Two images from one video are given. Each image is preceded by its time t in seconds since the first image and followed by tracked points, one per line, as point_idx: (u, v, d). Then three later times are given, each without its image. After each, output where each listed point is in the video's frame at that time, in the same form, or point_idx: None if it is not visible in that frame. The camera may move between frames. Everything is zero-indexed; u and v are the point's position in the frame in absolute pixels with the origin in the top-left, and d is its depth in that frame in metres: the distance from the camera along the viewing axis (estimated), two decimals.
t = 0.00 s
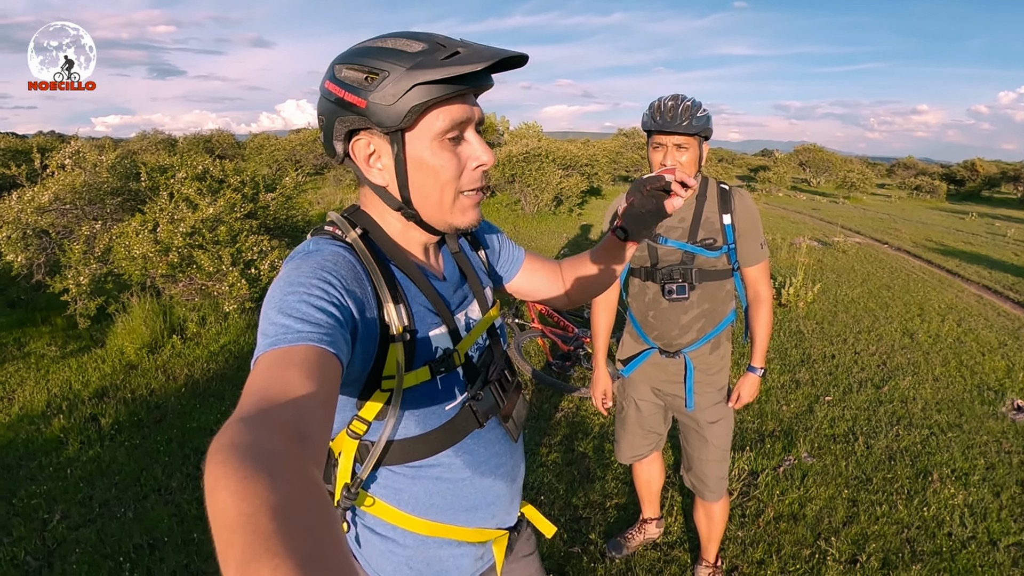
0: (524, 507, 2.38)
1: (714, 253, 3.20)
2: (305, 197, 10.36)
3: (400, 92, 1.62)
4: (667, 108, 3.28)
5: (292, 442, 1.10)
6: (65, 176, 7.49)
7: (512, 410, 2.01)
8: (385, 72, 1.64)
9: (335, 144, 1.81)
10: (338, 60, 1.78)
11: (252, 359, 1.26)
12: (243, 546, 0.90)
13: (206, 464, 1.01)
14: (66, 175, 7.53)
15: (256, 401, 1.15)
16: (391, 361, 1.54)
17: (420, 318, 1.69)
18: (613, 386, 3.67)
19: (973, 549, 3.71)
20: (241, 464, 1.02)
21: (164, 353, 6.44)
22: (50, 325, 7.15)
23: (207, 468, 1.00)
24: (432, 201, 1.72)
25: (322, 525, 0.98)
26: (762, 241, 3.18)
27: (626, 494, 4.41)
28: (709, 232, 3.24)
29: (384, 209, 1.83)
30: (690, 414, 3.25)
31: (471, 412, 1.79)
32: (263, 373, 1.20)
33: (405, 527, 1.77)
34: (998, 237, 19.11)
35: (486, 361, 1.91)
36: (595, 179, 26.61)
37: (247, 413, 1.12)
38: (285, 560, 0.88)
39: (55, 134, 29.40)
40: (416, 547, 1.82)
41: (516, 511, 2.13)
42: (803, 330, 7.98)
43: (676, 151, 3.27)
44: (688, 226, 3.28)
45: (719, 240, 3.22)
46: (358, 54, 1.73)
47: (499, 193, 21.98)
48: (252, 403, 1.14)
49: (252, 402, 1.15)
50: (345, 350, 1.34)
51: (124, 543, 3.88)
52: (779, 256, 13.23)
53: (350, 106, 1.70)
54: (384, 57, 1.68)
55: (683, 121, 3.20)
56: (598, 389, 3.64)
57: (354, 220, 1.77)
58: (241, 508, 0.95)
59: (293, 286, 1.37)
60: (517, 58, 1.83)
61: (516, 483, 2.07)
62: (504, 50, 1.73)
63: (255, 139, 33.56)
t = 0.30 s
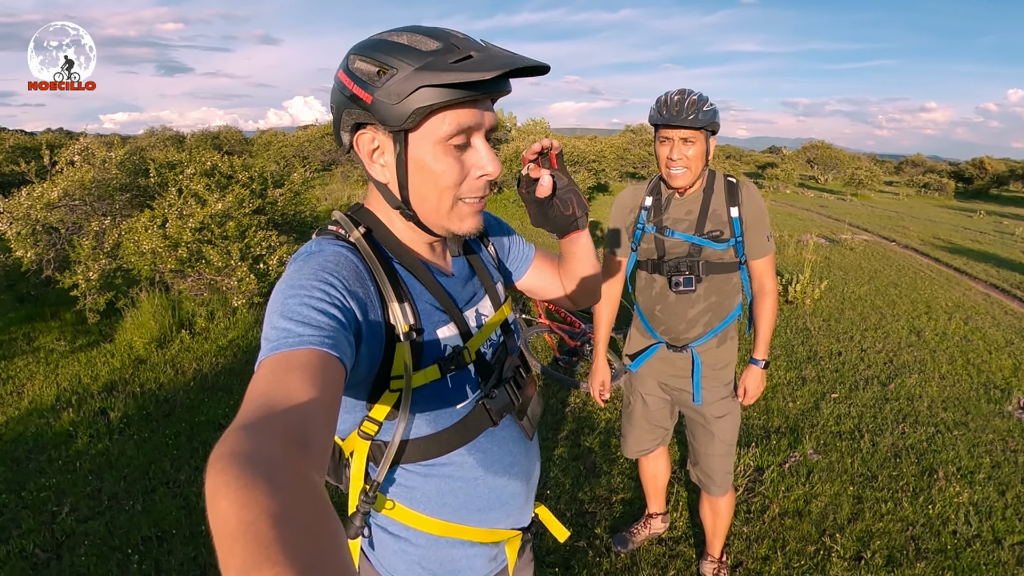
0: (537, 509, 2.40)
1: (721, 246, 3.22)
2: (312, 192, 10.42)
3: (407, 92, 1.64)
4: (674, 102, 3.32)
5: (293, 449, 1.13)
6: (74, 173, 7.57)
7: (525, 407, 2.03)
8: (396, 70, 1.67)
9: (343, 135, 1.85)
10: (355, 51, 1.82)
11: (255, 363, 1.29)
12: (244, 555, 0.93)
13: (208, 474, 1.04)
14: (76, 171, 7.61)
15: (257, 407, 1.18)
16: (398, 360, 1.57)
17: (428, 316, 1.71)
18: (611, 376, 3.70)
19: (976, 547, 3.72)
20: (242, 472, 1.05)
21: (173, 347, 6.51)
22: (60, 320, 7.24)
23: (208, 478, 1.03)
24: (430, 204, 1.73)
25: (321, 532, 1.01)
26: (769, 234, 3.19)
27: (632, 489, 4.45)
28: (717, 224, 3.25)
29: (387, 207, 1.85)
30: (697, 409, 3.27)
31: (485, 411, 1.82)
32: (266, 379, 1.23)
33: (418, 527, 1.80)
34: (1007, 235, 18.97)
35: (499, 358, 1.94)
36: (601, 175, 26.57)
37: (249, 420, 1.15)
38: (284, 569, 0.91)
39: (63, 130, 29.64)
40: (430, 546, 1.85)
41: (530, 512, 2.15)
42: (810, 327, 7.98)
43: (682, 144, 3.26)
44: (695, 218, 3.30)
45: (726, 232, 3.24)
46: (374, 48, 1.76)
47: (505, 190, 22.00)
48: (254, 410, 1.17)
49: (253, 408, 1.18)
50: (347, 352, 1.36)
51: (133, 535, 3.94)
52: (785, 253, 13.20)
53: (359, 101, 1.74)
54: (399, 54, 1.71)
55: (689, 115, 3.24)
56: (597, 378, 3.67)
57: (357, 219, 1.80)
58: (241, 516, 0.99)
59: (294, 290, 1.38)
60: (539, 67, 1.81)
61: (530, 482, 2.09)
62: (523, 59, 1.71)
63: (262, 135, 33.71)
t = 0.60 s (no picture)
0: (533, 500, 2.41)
1: (726, 243, 3.21)
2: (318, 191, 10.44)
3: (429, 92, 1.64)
4: (680, 100, 3.33)
5: (299, 444, 1.14)
6: (80, 171, 7.61)
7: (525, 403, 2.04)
8: (420, 69, 1.67)
9: (360, 126, 1.87)
10: (382, 44, 1.82)
11: (260, 357, 1.30)
12: (252, 550, 0.95)
13: (215, 471, 1.05)
14: (81, 169, 7.65)
15: (263, 403, 1.19)
16: (402, 355, 1.58)
17: (432, 311, 1.72)
18: (619, 375, 3.72)
19: (981, 548, 3.71)
20: (248, 468, 1.06)
21: (178, 345, 6.54)
22: (65, 317, 7.29)
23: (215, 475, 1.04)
24: (440, 207, 1.75)
25: (329, 526, 1.02)
26: (774, 232, 3.18)
27: (636, 488, 4.46)
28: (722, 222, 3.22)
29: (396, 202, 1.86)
30: (700, 407, 3.28)
31: (486, 407, 1.82)
32: (271, 375, 1.24)
33: (418, 522, 1.81)
34: (1012, 236, 18.88)
35: (500, 354, 1.95)
36: (605, 174, 26.53)
37: (255, 416, 1.17)
38: (293, 563, 0.92)
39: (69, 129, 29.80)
40: (430, 541, 1.86)
41: (528, 506, 2.16)
42: (815, 327, 7.97)
43: (687, 142, 3.25)
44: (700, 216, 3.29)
45: (731, 230, 3.21)
46: (401, 44, 1.77)
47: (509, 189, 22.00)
48: (259, 406, 1.18)
49: (259, 405, 1.19)
50: (353, 346, 1.37)
51: (138, 532, 3.97)
52: (790, 253, 13.17)
53: (381, 96, 1.74)
54: (426, 52, 1.72)
55: (694, 113, 3.25)
56: (604, 377, 3.70)
57: (364, 212, 1.82)
58: (249, 512, 1.00)
59: (300, 283, 1.39)
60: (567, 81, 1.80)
61: (528, 477, 2.10)
62: (551, 72, 1.71)
63: (267, 134, 33.80)
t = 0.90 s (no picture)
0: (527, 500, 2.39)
1: (729, 245, 3.18)
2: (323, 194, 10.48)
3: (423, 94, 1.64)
4: (681, 102, 3.33)
5: (299, 444, 1.13)
6: (86, 173, 7.67)
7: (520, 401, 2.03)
8: (415, 70, 1.67)
9: (357, 126, 1.87)
10: (379, 44, 1.82)
11: (258, 357, 1.29)
12: (253, 549, 0.94)
13: (215, 469, 1.05)
14: (88, 171, 7.71)
15: (262, 403, 1.18)
16: (401, 353, 1.57)
17: (431, 310, 1.72)
18: (622, 377, 3.69)
19: (988, 554, 3.66)
20: (249, 466, 1.05)
21: (182, 347, 6.57)
22: (70, 318, 7.33)
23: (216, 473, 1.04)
24: (433, 207, 1.74)
25: (330, 525, 1.02)
26: (777, 234, 3.18)
27: (638, 492, 4.43)
28: (725, 223, 3.20)
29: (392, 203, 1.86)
30: (704, 410, 3.26)
31: (481, 405, 1.82)
32: (271, 374, 1.23)
33: (415, 520, 1.80)
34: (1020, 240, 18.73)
35: (496, 353, 1.94)
36: (610, 178, 26.53)
37: (254, 416, 1.16)
38: (295, 562, 0.92)
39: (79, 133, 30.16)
40: (426, 539, 1.85)
41: (523, 504, 2.15)
42: (820, 331, 7.92)
43: (689, 143, 3.24)
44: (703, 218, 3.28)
45: (735, 232, 3.19)
46: (398, 45, 1.77)
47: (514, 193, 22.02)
48: (259, 406, 1.18)
49: (258, 404, 1.18)
50: (351, 346, 1.37)
51: (138, 531, 3.97)
52: (796, 258, 13.11)
53: (376, 96, 1.75)
54: (421, 54, 1.72)
55: (696, 114, 3.24)
56: (608, 379, 3.67)
57: (360, 213, 1.81)
58: (250, 510, 0.99)
59: (299, 282, 1.39)
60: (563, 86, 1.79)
61: (524, 475, 2.09)
62: (547, 78, 1.70)
63: (274, 138, 34.00)
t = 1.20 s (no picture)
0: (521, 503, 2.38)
1: (732, 247, 3.17)
2: (327, 195, 10.50)
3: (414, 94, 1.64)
4: (682, 104, 3.32)
5: (294, 442, 1.13)
6: (90, 173, 7.71)
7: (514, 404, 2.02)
8: (406, 70, 1.67)
9: (351, 125, 1.87)
10: (374, 45, 1.83)
11: (254, 355, 1.29)
12: (246, 546, 0.94)
13: (210, 466, 1.04)
14: (92, 172, 7.75)
15: (257, 401, 1.18)
16: (394, 354, 1.57)
17: (425, 311, 1.71)
18: (623, 380, 3.68)
19: (992, 559, 3.63)
20: (243, 464, 1.05)
21: (184, 347, 6.58)
22: (73, 318, 7.37)
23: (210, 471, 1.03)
24: (425, 207, 1.74)
25: (324, 524, 1.01)
26: (781, 236, 3.17)
27: (640, 496, 4.41)
28: (728, 226, 3.19)
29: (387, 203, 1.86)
30: (705, 413, 3.24)
31: (474, 407, 1.82)
32: (266, 372, 1.23)
33: (406, 521, 1.79)
34: None
35: (489, 355, 1.93)
36: (614, 180, 26.50)
37: (249, 413, 1.15)
38: (288, 561, 0.91)
39: (85, 134, 30.39)
40: (417, 540, 1.84)
41: (516, 506, 2.14)
42: (824, 333, 7.88)
43: (690, 146, 3.23)
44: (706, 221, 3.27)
45: (738, 234, 3.19)
46: (392, 46, 1.77)
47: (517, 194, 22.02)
48: (254, 403, 1.17)
49: (253, 402, 1.18)
50: (346, 345, 1.36)
51: (138, 531, 3.97)
52: (801, 259, 13.05)
53: (369, 97, 1.75)
54: (413, 55, 1.72)
55: (697, 116, 3.22)
56: (608, 381, 3.66)
57: (356, 212, 1.81)
58: (244, 508, 0.99)
59: (295, 281, 1.39)
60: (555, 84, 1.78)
61: (516, 477, 2.08)
62: (537, 77, 1.69)
63: (278, 139, 34.11)
